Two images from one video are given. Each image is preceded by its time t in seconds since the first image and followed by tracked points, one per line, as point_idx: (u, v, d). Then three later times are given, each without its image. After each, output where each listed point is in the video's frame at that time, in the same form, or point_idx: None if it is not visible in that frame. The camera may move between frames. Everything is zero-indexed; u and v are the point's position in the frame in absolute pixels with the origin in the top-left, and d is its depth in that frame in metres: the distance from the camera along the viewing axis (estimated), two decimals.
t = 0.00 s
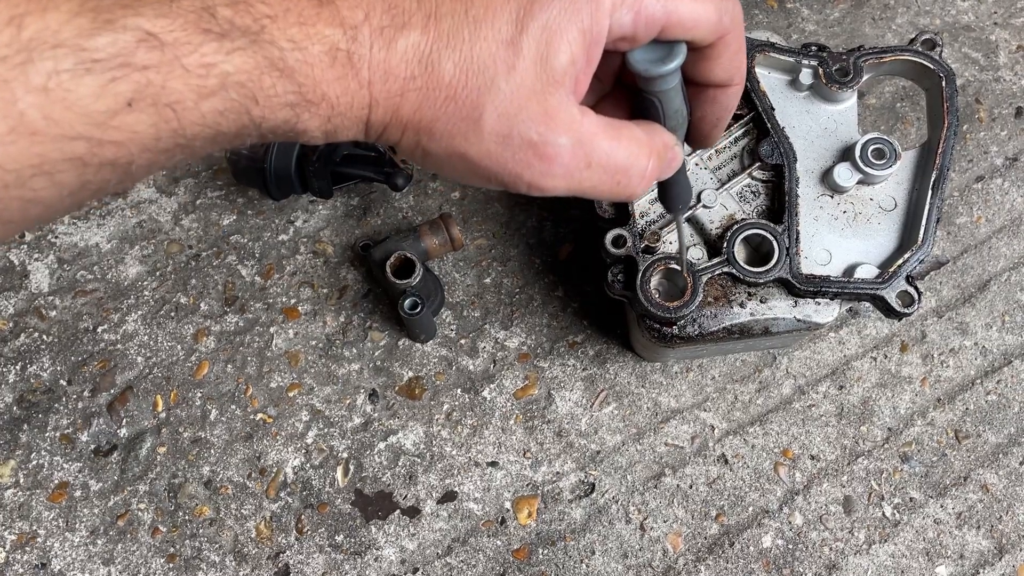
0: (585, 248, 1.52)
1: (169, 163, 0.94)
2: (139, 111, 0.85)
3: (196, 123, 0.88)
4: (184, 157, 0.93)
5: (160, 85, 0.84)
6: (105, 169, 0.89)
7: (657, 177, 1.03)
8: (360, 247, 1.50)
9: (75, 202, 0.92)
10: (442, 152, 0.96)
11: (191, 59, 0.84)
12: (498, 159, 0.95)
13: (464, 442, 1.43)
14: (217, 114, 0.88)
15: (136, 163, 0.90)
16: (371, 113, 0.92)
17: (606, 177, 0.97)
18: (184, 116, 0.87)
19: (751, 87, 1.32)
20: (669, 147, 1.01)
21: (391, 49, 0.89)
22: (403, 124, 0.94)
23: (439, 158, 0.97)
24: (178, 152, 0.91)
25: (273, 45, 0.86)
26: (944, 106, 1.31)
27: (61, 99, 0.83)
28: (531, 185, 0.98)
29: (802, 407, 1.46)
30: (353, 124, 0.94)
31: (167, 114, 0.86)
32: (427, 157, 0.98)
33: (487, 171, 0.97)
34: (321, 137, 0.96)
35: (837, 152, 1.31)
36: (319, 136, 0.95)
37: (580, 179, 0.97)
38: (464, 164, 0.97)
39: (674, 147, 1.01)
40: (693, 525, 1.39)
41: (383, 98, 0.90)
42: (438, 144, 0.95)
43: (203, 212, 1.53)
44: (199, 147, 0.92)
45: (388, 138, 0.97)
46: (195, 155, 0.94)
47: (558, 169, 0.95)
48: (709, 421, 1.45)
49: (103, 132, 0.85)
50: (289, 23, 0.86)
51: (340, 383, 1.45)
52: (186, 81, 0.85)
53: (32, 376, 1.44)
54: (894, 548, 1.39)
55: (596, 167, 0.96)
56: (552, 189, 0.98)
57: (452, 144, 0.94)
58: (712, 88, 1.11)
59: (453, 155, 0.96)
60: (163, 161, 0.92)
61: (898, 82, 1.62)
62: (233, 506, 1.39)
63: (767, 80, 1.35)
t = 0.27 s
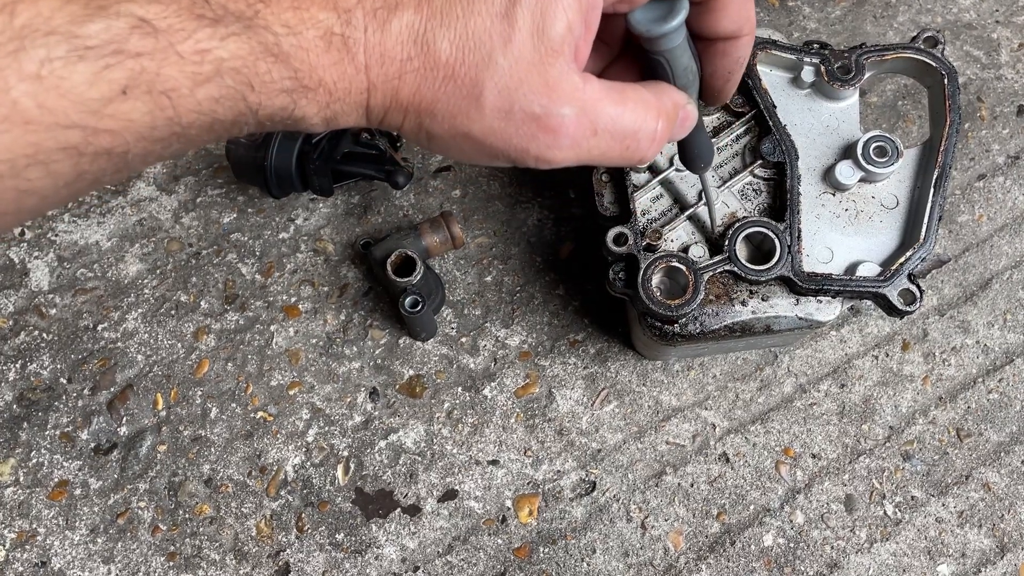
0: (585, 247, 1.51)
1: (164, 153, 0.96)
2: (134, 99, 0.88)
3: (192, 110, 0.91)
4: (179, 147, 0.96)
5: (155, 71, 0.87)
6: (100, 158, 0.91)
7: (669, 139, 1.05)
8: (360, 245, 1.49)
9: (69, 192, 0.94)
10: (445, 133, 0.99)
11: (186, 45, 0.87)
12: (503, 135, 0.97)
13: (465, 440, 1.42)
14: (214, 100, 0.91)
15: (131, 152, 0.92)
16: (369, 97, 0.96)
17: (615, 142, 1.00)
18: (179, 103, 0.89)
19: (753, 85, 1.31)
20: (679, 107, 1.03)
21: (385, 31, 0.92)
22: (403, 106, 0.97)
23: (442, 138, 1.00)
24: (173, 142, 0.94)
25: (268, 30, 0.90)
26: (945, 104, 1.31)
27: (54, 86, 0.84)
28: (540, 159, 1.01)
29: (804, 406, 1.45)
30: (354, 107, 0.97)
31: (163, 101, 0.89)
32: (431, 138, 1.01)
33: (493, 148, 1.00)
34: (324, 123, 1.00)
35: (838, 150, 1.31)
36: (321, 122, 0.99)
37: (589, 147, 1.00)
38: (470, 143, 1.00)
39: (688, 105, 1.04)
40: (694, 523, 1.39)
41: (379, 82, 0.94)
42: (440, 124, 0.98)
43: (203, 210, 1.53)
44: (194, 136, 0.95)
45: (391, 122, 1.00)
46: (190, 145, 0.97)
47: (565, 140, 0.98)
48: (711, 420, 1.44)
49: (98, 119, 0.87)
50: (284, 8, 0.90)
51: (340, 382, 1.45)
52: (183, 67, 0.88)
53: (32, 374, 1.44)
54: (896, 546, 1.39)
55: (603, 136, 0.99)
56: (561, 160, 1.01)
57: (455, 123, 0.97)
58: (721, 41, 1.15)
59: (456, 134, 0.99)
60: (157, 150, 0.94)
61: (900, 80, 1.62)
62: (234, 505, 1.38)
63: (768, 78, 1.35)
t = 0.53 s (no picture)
0: (583, 247, 1.52)
1: (112, 64, 1.02)
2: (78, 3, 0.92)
3: (133, 11, 0.96)
4: (128, 55, 1.01)
5: None
6: (49, 66, 0.94)
7: None
8: (358, 246, 1.50)
9: (22, 106, 0.99)
10: (387, 16, 1.00)
11: None
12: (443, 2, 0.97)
13: (463, 441, 1.43)
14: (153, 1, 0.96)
15: (78, 60, 0.96)
16: None
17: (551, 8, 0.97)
18: (120, 5, 0.95)
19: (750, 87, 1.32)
20: None
21: None
22: None
23: (388, 27, 1.02)
24: (119, 49, 0.99)
25: None
26: (942, 106, 1.31)
27: None
28: (482, 29, 0.99)
29: (801, 406, 1.46)
30: (298, 7, 1.00)
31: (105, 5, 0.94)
32: (376, 28, 1.03)
33: (434, 24, 1.00)
34: (266, 22, 1.04)
35: (835, 151, 1.31)
36: (262, 21, 1.03)
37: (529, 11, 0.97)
38: (412, 23, 1.00)
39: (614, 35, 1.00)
40: (691, 523, 1.40)
41: None
42: (383, 9, 1.00)
43: (202, 211, 1.53)
44: (140, 41, 1.00)
45: (332, 19, 1.03)
46: (137, 51, 1.02)
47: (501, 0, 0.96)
48: (708, 420, 1.45)
49: (44, 26, 0.90)
50: None
51: (338, 382, 1.45)
52: None
53: (30, 374, 1.44)
54: (892, 547, 1.40)
55: None
56: (501, 30, 0.99)
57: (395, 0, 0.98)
58: None
59: (399, 15, 1.00)
60: (105, 59, 0.99)
61: (897, 81, 1.62)
62: (232, 505, 1.39)
63: (765, 79, 1.35)
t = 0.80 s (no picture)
0: (585, 246, 1.52)
1: (104, 68, 1.08)
2: (70, 7, 0.98)
3: (126, 14, 1.01)
4: (117, 58, 1.07)
5: None
6: (47, 70, 1.02)
7: None
8: (360, 244, 1.49)
9: (26, 109, 1.07)
10: (376, 19, 1.07)
11: None
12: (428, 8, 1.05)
13: (465, 439, 1.42)
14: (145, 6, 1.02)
15: (71, 64, 1.03)
16: None
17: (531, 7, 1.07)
18: (113, 10, 1.00)
19: (753, 85, 1.32)
20: None
21: None
22: None
23: (377, 27, 1.08)
24: (110, 51, 1.05)
25: None
26: (946, 104, 1.31)
27: None
28: (470, 29, 1.08)
29: (804, 405, 1.46)
30: (289, 11, 1.07)
31: (98, 7, 1.00)
32: (365, 29, 1.09)
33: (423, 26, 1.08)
34: (257, 26, 1.09)
35: (839, 149, 1.31)
36: (253, 25, 1.08)
37: (512, 9, 1.06)
38: (400, 25, 1.08)
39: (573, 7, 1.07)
40: (694, 522, 1.39)
41: None
42: (371, 11, 1.06)
43: (204, 209, 1.53)
44: (132, 46, 1.06)
45: (321, 20, 1.08)
46: (127, 56, 1.08)
47: (489, 6, 1.05)
48: (711, 419, 1.45)
49: (36, 30, 0.97)
50: None
51: (340, 380, 1.45)
52: None
53: (32, 372, 1.44)
54: (896, 546, 1.39)
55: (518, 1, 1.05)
56: (488, 26, 1.08)
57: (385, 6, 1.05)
58: None
59: (389, 19, 1.07)
60: (98, 63, 1.06)
61: (900, 80, 1.62)
62: (234, 503, 1.38)
63: (768, 77, 1.35)
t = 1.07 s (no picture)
0: (585, 245, 1.52)
1: (141, 79, 0.98)
2: (110, 18, 0.89)
3: (165, 27, 0.92)
4: (155, 70, 0.97)
5: None
6: (85, 81, 0.93)
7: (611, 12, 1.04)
8: (361, 244, 1.50)
9: (52, 123, 0.96)
10: (414, 37, 0.99)
11: None
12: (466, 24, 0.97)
13: (466, 438, 1.43)
14: (183, 18, 0.93)
15: (112, 74, 0.94)
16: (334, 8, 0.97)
17: (566, 20, 0.98)
18: (153, 21, 0.91)
19: (754, 84, 1.32)
20: None
21: None
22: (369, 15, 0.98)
23: (415, 47, 1.01)
24: (147, 63, 0.95)
25: None
26: (947, 103, 1.31)
27: (36, 8, 0.85)
28: (505, 46, 1.00)
29: (804, 404, 1.46)
30: (321, 25, 0.99)
31: (136, 19, 0.90)
32: (403, 48, 1.02)
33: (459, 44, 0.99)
34: (289, 43, 1.01)
35: (839, 149, 1.31)
36: (285, 42, 1.00)
37: (548, 24, 0.98)
38: (437, 43, 1.00)
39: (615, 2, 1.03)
40: (695, 521, 1.39)
41: None
42: (409, 29, 0.99)
43: (204, 208, 1.53)
44: (167, 58, 0.96)
45: (356, 35, 1.02)
46: (162, 70, 0.98)
47: (522, 23, 0.97)
48: (711, 418, 1.45)
49: (78, 40, 0.89)
50: None
51: (341, 380, 1.45)
52: None
53: (33, 372, 1.44)
54: (896, 545, 1.40)
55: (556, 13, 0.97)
56: (521, 44, 1.00)
57: (425, 25, 0.97)
58: None
59: (426, 38, 0.99)
60: (135, 74, 0.96)
61: (900, 79, 1.62)
62: (235, 502, 1.38)
63: (769, 76, 1.35)
